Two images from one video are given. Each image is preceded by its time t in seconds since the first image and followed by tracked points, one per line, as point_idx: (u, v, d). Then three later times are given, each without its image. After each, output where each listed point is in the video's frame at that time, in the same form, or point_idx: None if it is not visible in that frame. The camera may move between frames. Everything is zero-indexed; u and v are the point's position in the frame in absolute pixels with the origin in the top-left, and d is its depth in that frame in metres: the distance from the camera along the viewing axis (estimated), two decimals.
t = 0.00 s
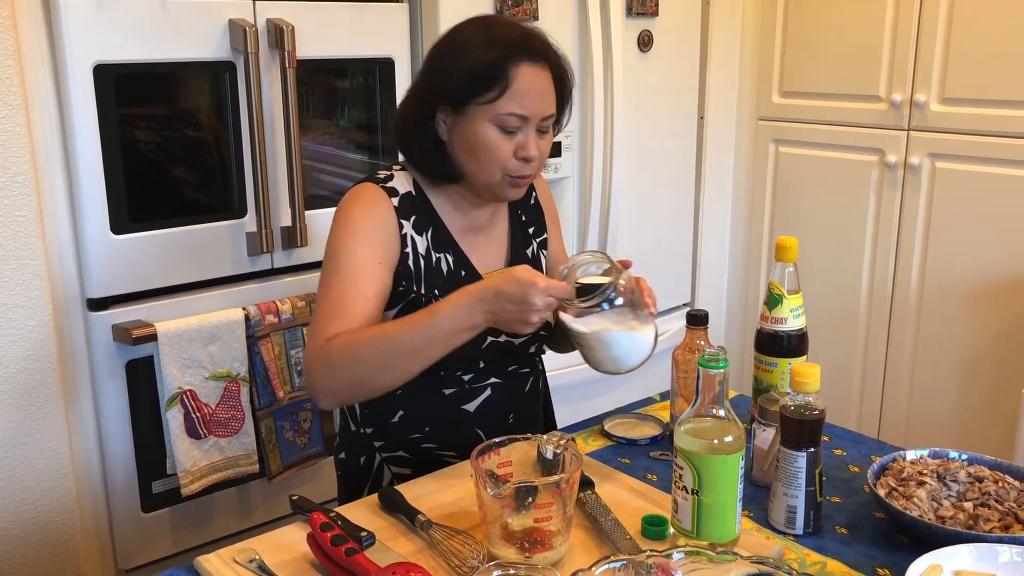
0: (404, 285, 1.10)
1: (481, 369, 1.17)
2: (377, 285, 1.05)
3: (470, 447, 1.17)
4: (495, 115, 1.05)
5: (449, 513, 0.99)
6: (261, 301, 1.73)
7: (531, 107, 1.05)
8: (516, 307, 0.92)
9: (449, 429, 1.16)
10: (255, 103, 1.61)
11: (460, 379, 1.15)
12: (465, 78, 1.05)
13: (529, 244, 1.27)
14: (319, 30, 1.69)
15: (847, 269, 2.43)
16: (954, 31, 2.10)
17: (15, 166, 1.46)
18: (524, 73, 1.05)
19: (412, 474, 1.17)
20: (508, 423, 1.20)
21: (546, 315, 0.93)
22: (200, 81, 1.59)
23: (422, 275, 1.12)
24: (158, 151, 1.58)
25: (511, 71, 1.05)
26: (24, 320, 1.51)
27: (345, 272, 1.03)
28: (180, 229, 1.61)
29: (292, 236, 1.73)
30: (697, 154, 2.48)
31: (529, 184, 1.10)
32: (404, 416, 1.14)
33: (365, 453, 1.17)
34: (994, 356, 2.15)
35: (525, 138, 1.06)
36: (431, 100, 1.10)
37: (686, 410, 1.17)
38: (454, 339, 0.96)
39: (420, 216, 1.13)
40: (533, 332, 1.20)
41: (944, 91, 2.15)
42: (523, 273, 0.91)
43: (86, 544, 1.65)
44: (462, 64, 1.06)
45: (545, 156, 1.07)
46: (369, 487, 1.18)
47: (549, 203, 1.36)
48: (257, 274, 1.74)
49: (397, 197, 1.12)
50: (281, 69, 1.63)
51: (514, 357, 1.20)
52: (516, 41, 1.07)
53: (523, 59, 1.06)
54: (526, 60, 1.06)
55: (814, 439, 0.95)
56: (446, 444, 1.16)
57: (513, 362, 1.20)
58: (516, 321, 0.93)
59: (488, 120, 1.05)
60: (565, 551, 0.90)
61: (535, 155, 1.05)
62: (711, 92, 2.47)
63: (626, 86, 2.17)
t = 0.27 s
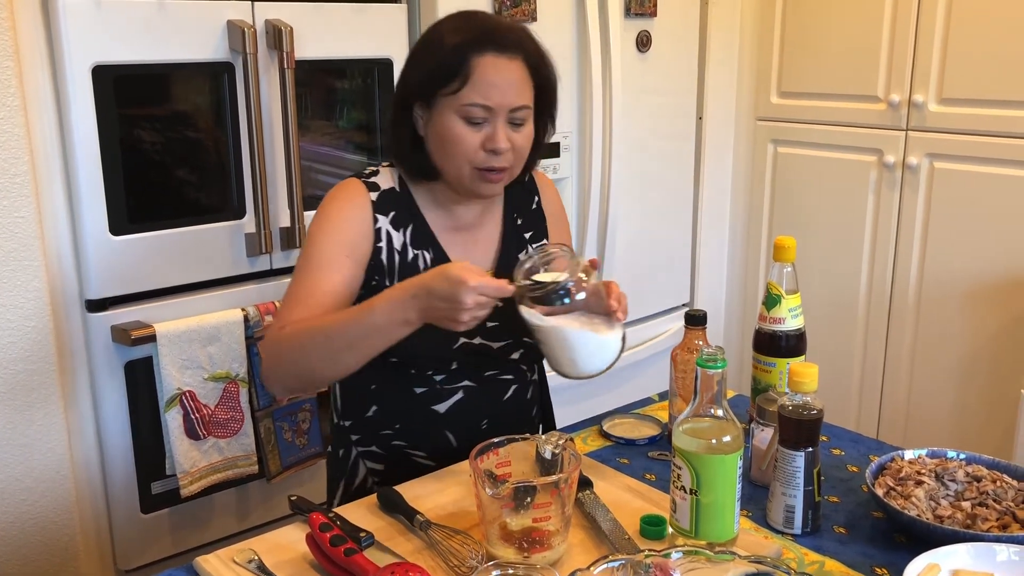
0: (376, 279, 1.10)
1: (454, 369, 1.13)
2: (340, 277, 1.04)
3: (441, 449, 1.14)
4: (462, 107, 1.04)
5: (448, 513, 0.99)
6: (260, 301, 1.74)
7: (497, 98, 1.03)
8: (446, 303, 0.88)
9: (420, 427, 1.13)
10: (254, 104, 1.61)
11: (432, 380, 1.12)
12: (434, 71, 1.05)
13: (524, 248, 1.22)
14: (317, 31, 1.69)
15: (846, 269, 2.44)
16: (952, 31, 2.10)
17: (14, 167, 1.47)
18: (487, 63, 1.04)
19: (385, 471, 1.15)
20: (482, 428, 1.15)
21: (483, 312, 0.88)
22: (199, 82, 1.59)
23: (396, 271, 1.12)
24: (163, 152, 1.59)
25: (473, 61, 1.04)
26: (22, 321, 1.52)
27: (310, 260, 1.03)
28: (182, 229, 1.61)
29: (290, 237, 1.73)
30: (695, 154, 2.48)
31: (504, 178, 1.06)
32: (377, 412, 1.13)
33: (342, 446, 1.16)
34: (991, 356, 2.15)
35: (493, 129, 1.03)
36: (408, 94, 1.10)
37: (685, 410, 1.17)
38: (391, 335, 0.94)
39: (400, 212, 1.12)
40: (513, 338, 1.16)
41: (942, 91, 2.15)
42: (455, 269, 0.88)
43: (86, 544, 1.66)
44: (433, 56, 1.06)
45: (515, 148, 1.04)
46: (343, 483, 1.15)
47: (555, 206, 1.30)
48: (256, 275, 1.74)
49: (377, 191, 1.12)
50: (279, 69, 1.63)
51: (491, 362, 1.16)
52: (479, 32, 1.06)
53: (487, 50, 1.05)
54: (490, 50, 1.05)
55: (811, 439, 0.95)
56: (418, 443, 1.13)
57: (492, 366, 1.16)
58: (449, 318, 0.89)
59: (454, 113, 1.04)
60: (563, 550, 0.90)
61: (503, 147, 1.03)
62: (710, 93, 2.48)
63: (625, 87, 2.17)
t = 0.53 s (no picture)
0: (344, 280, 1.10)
1: (421, 379, 1.12)
2: (302, 278, 1.04)
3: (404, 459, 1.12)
4: (428, 106, 1.04)
5: (449, 514, 0.99)
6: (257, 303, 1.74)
7: (465, 95, 1.04)
8: (386, 309, 0.89)
9: (383, 436, 1.12)
10: (255, 105, 1.61)
11: (397, 388, 1.11)
12: (404, 67, 1.06)
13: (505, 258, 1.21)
14: (318, 32, 1.69)
15: (846, 269, 2.44)
16: (952, 31, 2.10)
17: (15, 169, 1.49)
18: (452, 59, 1.04)
19: (347, 480, 1.13)
20: (447, 441, 1.14)
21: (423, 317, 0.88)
22: (200, 83, 1.60)
23: (363, 272, 1.11)
24: (160, 154, 1.59)
25: (438, 57, 1.04)
26: (23, 323, 1.55)
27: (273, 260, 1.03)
28: (183, 230, 1.62)
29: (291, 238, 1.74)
30: (695, 155, 2.49)
31: (475, 177, 1.06)
32: (342, 417, 1.12)
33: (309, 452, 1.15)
34: (992, 356, 2.16)
35: (460, 127, 1.04)
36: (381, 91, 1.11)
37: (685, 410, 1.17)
38: (335, 338, 0.95)
39: (371, 212, 1.12)
40: (484, 347, 1.15)
41: (942, 92, 2.15)
42: (394, 273, 0.88)
43: (87, 545, 1.67)
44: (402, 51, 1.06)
45: (483, 145, 1.04)
46: (308, 489, 1.14)
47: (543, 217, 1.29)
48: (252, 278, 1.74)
49: (347, 190, 1.12)
50: (280, 71, 1.64)
51: (460, 373, 1.15)
52: (449, 27, 1.06)
53: (456, 46, 1.05)
54: (458, 46, 1.05)
55: (811, 439, 0.95)
56: (382, 453, 1.12)
57: (460, 378, 1.14)
58: (388, 323, 0.90)
59: (421, 111, 1.05)
60: (564, 551, 0.90)
61: (470, 145, 1.03)
62: (710, 94, 2.48)
63: (625, 88, 2.18)
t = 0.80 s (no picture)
0: (316, 292, 1.09)
1: (397, 397, 1.12)
2: (273, 290, 1.02)
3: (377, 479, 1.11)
4: (411, 111, 1.04)
5: (450, 514, 0.99)
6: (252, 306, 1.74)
7: (449, 100, 1.04)
8: (369, 328, 0.88)
9: (356, 454, 1.11)
10: (256, 105, 1.61)
11: (373, 407, 1.11)
12: (385, 71, 1.05)
13: (482, 268, 1.21)
14: (320, 31, 1.69)
15: (848, 269, 2.44)
16: (953, 30, 2.10)
17: (16, 169, 1.49)
18: (437, 63, 1.04)
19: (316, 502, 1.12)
20: (423, 461, 1.14)
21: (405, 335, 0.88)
22: (200, 83, 1.60)
23: (337, 283, 1.10)
24: (159, 154, 1.58)
25: (421, 61, 1.04)
26: (23, 324, 1.55)
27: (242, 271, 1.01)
28: (183, 230, 1.61)
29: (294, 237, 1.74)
30: (697, 154, 2.48)
31: (457, 184, 1.06)
32: (312, 437, 1.11)
33: (275, 472, 1.13)
34: (994, 356, 2.15)
35: (444, 133, 1.04)
36: (357, 97, 1.10)
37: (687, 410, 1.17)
38: (309, 359, 0.93)
39: (344, 221, 1.11)
40: (463, 363, 1.16)
41: (944, 91, 2.15)
42: (377, 290, 0.87)
43: (88, 545, 1.68)
44: (383, 53, 1.05)
45: (466, 152, 1.04)
46: (274, 512, 1.13)
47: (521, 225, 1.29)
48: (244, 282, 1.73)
49: (321, 198, 1.11)
50: (282, 70, 1.64)
51: (437, 390, 1.15)
52: (432, 30, 1.06)
53: (440, 49, 1.05)
54: (442, 49, 1.05)
55: (814, 439, 0.95)
56: (353, 473, 1.12)
57: (438, 397, 1.15)
58: (367, 341, 0.89)
59: (403, 116, 1.04)
60: (566, 551, 0.90)
61: (454, 151, 1.03)
62: (712, 94, 2.48)
63: (626, 87, 2.17)
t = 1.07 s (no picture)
0: (305, 303, 1.07)
1: (386, 412, 1.13)
2: (266, 301, 1.00)
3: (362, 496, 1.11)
4: (411, 118, 1.04)
5: (451, 512, 0.99)
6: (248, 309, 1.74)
7: (450, 108, 1.04)
8: (380, 337, 0.87)
9: (342, 472, 1.11)
10: (257, 103, 1.61)
11: (362, 422, 1.11)
12: (376, 73, 1.05)
13: (467, 272, 1.23)
14: (321, 30, 1.69)
15: (849, 268, 2.43)
16: (955, 29, 2.10)
17: (17, 167, 1.49)
18: (437, 70, 1.04)
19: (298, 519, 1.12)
20: (411, 476, 1.14)
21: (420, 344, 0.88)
22: (201, 82, 1.60)
23: (326, 292, 1.08)
24: (159, 155, 1.59)
25: (422, 67, 1.04)
26: (25, 322, 1.55)
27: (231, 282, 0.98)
28: (185, 229, 1.62)
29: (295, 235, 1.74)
30: (698, 154, 2.48)
31: (454, 193, 1.07)
32: (294, 454, 1.11)
33: (251, 491, 1.12)
34: (995, 355, 2.15)
35: (443, 141, 1.04)
36: (347, 101, 1.10)
37: (688, 409, 1.17)
38: (318, 370, 0.92)
39: (331, 228, 1.10)
40: (451, 373, 1.18)
41: (945, 90, 2.15)
42: (390, 298, 0.87)
43: (89, 544, 1.68)
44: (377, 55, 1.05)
45: (465, 160, 1.04)
46: (253, 531, 1.12)
47: (505, 228, 1.31)
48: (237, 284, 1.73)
49: (306, 205, 1.10)
50: (283, 69, 1.63)
51: (425, 402, 1.17)
52: (430, 35, 1.06)
53: (438, 55, 1.05)
54: (441, 55, 1.05)
55: (816, 438, 0.95)
56: (338, 491, 1.11)
57: (427, 411, 1.17)
58: (381, 350, 0.88)
59: (401, 123, 1.04)
60: (567, 549, 0.90)
61: (453, 160, 1.03)
62: (713, 93, 2.48)
63: (627, 86, 2.17)
